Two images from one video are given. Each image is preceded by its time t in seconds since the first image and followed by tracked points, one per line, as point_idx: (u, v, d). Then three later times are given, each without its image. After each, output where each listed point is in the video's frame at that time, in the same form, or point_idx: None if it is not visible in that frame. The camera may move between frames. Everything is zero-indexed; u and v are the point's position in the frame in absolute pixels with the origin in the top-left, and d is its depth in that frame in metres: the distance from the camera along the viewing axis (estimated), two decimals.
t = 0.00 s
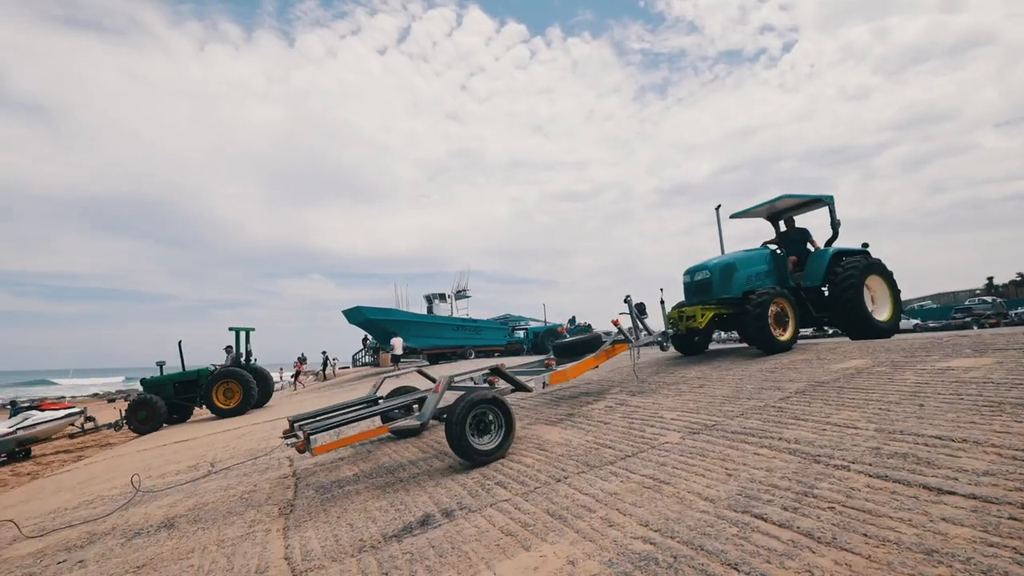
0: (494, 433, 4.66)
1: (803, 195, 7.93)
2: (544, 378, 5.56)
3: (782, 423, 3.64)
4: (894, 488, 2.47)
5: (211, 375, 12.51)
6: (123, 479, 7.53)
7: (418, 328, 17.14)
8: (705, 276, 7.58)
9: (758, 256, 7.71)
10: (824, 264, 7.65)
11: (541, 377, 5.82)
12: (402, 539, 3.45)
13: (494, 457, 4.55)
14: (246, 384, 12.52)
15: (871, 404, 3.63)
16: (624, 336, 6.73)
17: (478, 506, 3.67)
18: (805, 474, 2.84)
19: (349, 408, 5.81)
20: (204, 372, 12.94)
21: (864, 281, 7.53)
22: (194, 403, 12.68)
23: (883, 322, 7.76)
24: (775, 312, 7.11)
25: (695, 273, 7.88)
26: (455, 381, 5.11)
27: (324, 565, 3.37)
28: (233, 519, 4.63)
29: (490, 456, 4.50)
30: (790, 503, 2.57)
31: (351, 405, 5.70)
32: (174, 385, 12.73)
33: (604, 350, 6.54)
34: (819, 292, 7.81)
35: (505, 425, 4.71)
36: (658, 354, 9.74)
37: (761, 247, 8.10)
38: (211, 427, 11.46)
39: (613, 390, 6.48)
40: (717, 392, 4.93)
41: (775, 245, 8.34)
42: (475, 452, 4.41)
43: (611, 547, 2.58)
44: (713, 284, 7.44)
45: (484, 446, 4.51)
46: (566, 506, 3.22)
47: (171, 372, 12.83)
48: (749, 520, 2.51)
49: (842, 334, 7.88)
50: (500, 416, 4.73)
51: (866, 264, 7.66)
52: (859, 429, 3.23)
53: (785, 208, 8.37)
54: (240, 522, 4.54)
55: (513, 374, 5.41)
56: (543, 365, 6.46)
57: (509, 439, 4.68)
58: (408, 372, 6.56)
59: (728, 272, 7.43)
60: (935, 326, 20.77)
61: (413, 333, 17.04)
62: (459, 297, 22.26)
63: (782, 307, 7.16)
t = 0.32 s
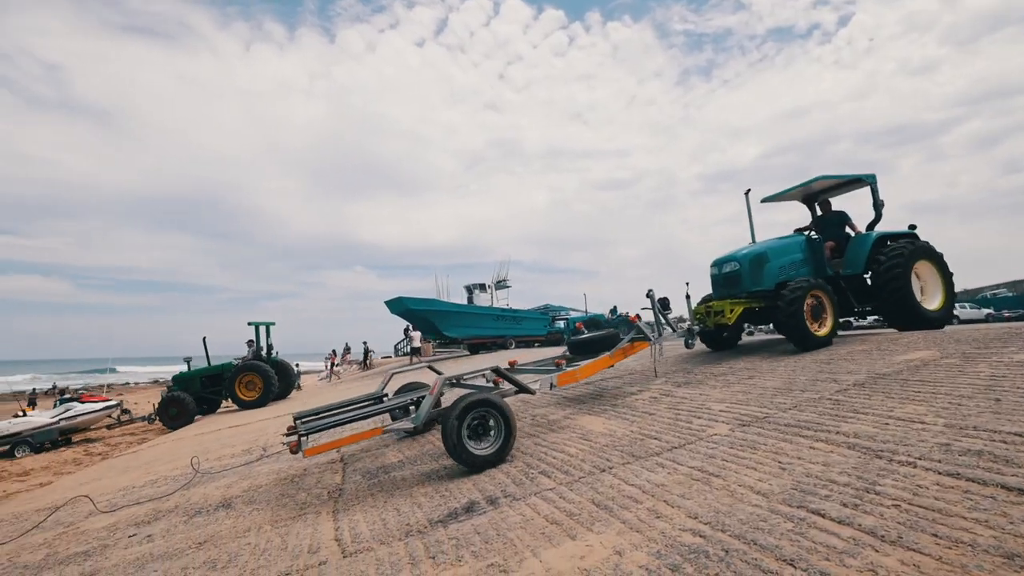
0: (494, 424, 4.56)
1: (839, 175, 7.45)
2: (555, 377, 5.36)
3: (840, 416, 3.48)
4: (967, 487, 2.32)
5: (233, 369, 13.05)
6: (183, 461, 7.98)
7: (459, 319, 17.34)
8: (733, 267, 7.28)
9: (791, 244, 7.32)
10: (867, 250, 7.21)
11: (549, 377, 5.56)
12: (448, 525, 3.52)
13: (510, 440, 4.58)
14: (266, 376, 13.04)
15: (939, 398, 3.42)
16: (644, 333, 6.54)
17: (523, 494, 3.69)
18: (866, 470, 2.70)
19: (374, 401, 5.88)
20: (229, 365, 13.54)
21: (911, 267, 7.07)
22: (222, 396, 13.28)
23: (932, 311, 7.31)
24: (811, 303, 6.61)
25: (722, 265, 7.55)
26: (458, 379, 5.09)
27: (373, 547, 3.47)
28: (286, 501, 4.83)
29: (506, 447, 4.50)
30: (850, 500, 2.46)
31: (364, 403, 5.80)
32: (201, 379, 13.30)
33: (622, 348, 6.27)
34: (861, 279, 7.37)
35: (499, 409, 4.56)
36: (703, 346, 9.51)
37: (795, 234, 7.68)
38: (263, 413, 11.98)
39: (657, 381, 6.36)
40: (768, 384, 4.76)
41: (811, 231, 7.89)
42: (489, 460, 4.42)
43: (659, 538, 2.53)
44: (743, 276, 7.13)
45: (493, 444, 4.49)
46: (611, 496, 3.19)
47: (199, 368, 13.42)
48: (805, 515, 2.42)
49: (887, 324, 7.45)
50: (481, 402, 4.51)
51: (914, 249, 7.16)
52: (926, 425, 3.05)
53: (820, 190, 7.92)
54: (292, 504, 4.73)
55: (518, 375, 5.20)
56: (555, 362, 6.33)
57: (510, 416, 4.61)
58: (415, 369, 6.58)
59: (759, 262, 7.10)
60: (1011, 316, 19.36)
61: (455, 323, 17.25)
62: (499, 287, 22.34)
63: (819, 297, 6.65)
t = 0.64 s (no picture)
0: (475, 428, 4.50)
1: (856, 162, 7.16)
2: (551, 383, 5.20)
3: (881, 412, 3.39)
4: (1018, 486, 2.24)
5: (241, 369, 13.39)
6: (221, 453, 8.25)
7: (490, 313, 17.43)
8: (749, 265, 7.14)
9: (809, 238, 7.04)
10: (888, 242, 6.93)
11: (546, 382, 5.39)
12: (481, 518, 3.57)
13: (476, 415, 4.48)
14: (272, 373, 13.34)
15: (987, 394, 3.29)
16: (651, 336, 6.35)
17: (555, 488, 3.71)
18: (909, 467, 2.64)
19: (371, 404, 5.85)
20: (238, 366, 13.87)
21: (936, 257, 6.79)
22: (233, 396, 13.52)
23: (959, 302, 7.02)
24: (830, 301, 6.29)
25: (737, 263, 7.42)
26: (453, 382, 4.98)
27: (408, 539, 3.55)
28: (322, 492, 4.96)
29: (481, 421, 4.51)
30: (893, 497, 2.40)
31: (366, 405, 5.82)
32: (213, 381, 13.60)
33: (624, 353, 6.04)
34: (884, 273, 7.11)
35: (471, 411, 4.45)
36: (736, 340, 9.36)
37: (813, 225, 7.44)
38: (296, 407, 12.28)
39: (690, 376, 6.30)
40: (805, 378, 4.67)
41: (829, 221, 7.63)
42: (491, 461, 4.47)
43: (695, 534, 2.53)
44: (757, 274, 6.96)
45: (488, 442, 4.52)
46: (645, 491, 3.19)
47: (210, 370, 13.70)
48: (845, 512, 2.37)
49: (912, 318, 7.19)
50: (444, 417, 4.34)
51: (939, 238, 6.86)
52: (973, 421, 2.95)
53: (838, 177, 7.64)
54: (327, 495, 4.86)
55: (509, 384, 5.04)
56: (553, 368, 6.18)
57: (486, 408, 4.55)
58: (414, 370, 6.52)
59: (774, 259, 6.85)
60: None
61: (485, 317, 17.35)
62: (529, 281, 22.33)
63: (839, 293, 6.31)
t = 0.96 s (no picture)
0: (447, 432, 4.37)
1: (873, 150, 6.84)
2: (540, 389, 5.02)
3: (923, 410, 3.27)
4: None
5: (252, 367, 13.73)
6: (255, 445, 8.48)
7: (517, 308, 17.45)
8: (758, 263, 6.92)
9: (822, 232, 6.82)
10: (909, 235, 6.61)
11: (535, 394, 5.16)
12: (510, 513, 3.60)
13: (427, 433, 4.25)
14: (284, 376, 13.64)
15: None
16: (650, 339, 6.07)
17: (584, 483, 3.71)
18: (954, 467, 2.54)
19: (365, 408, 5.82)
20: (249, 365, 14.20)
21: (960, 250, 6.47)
22: (245, 395, 13.70)
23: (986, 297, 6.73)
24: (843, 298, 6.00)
25: (745, 261, 7.20)
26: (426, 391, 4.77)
27: (437, 532, 3.60)
28: (353, 485, 5.06)
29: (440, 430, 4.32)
30: (937, 498, 2.32)
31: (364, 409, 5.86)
32: (226, 380, 13.83)
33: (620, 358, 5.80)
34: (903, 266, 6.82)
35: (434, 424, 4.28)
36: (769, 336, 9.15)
37: (827, 219, 7.18)
38: (328, 401, 12.54)
39: (721, 371, 6.20)
40: (841, 374, 4.54)
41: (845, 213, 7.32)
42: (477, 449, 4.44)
43: (728, 532, 2.48)
44: (767, 273, 6.76)
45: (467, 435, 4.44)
46: (675, 487, 3.16)
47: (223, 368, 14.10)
48: (886, 513, 2.30)
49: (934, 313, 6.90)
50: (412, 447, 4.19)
51: (962, 230, 6.52)
52: (1023, 420, 2.82)
53: (853, 166, 7.34)
54: (358, 488, 4.95)
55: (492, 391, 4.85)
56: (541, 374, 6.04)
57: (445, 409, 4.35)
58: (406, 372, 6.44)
59: (784, 257, 6.68)
60: None
61: (512, 312, 17.38)
62: (556, 277, 22.25)
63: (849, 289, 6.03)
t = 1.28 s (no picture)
0: (404, 445, 4.28)
1: (900, 135, 6.44)
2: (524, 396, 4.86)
3: (977, 410, 3.11)
4: None
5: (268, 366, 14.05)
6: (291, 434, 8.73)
7: (547, 303, 17.43)
8: (768, 262, 6.67)
9: (838, 229, 6.54)
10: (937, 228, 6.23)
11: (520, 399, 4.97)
12: (540, 506, 3.60)
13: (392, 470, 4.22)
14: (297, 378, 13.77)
15: None
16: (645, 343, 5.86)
17: (615, 478, 3.68)
18: (1013, 470, 2.40)
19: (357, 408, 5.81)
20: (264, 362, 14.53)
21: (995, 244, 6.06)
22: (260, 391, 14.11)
23: None
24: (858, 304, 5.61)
25: (755, 259, 6.93)
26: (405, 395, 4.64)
27: (467, 523, 3.62)
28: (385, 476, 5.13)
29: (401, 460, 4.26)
30: (994, 503, 2.20)
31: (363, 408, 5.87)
32: (242, 375, 14.32)
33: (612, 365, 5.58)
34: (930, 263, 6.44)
35: (390, 457, 4.19)
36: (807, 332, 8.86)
37: (847, 212, 6.84)
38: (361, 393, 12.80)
39: (756, 367, 6.04)
40: (885, 372, 4.36)
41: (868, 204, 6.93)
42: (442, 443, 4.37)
43: (765, 531, 2.42)
44: (779, 272, 6.50)
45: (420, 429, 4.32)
46: (708, 484, 3.10)
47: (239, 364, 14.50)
48: (937, 517, 2.20)
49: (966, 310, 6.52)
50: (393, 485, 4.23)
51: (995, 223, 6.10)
52: None
53: (877, 153, 6.95)
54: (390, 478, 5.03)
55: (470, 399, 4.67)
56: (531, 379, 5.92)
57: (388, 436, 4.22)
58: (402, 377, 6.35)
59: (797, 255, 6.42)
60: None
61: (542, 307, 17.38)
62: (586, 271, 22.10)
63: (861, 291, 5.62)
